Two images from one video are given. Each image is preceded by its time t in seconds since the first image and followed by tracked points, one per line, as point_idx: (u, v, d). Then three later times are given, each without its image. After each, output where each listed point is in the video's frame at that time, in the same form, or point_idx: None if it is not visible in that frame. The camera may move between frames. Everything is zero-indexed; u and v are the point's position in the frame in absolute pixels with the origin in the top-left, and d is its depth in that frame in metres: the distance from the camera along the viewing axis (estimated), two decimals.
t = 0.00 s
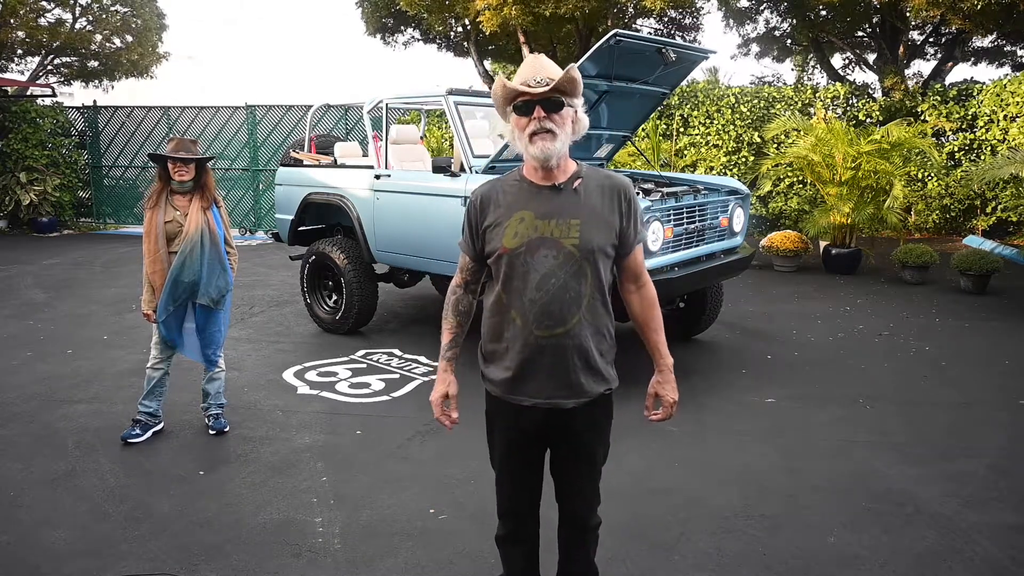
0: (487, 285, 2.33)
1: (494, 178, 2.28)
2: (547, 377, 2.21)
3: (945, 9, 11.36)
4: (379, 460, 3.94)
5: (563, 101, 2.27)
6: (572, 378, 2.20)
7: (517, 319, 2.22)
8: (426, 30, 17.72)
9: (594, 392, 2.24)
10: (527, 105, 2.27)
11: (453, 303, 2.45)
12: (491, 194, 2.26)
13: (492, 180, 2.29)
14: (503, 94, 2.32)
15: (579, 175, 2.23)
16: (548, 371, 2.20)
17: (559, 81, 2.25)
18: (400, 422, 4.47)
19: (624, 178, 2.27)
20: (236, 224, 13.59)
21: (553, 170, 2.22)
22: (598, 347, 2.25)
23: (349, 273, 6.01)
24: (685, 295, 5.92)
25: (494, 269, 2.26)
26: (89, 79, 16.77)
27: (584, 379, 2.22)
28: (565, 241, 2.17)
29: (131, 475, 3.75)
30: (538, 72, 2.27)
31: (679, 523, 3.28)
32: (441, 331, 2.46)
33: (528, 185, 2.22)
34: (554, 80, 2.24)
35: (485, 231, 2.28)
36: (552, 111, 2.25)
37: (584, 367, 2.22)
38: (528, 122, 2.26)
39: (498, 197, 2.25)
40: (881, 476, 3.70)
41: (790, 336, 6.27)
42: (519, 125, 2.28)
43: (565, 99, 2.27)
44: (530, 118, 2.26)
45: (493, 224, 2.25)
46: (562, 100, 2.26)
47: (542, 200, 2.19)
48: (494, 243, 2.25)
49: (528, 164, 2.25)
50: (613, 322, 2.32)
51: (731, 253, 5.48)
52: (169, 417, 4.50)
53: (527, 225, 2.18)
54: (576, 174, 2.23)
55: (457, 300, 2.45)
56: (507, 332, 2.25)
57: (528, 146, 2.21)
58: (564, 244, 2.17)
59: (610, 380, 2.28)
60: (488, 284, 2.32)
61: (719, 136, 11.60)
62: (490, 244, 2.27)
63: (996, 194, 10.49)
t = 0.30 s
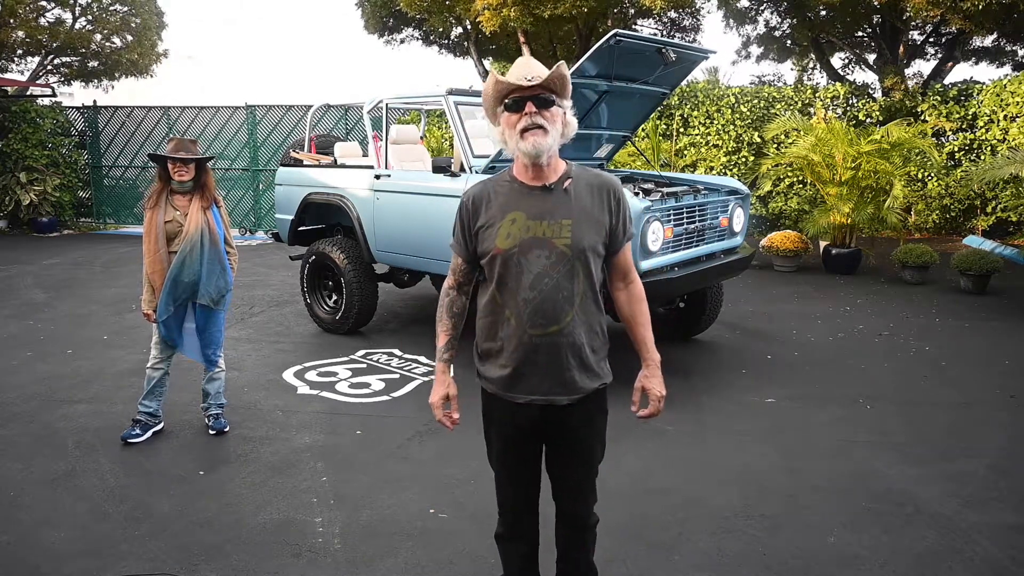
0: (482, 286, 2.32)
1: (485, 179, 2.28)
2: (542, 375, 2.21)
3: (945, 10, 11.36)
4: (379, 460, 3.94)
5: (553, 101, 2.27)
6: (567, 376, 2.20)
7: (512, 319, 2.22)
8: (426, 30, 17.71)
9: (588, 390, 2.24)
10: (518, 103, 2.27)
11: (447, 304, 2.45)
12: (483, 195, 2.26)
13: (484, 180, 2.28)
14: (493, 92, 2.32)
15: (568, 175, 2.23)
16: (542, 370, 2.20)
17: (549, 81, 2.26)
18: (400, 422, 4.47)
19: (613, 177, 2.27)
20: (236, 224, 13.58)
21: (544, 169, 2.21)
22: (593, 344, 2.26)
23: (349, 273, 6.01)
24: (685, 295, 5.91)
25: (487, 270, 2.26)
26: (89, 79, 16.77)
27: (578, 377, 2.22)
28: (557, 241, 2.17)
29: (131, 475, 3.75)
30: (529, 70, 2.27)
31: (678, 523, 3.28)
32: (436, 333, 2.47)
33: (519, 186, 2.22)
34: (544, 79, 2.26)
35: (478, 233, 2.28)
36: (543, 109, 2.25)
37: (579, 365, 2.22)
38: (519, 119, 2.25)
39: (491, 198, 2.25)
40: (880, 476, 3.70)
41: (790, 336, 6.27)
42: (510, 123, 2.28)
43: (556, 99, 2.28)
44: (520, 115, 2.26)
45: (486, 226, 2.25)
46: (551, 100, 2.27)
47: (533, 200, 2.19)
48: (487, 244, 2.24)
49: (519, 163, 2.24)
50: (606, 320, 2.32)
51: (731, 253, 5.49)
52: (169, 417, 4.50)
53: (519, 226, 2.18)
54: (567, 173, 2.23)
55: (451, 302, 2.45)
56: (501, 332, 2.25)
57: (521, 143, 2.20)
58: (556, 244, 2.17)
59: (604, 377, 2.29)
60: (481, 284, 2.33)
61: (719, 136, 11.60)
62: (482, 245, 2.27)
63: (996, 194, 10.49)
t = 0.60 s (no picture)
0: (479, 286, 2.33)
1: (478, 183, 2.29)
2: (540, 373, 2.22)
3: (945, 9, 11.35)
4: (379, 460, 3.94)
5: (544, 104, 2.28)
6: (564, 375, 2.21)
7: (509, 319, 2.22)
8: (426, 30, 17.72)
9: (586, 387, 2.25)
10: (508, 112, 2.27)
11: (445, 304, 2.45)
12: (480, 198, 2.26)
13: (476, 186, 2.29)
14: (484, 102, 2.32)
15: (562, 176, 2.22)
16: (539, 368, 2.21)
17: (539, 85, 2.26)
18: (399, 422, 4.47)
19: (607, 176, 2.27)
20: (236, 224, 13.58)
21: (536, 173, 2.21)
22: (590, 341, 2.26)
23: (349, 273, 6.01)
24: (686, 295, 5.91)
25: (485, 271, 2.26)
26: (89, 79, 16.77)
27: (575, 374, 2.23)
28: (552, 243, 2.17)
29: (131, 475, 3.75)
30: (517, 78, 2.28)
31: (678, 523, 3.28)
32: (434, 332, 2.47)
33: (513, 189, 2.22)
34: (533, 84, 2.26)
35: (475, 235, 2.28)
36: (533, 114, 2.25)
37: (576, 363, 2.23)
38: (510, 128, 2.26)
39: (485, 202, 2.25)
40: (880, 476, 3.70)
41: (790, 336, 6.27)
42: (502, 132, 2.28)
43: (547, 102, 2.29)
44: (511, 124, 2.26)
45: (482, 228, 2.25)
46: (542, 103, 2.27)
47: (527, 202, 2.19)
48: (484, 246, 2.25)
49: (512, 169, 2.25)
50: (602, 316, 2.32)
51: (731, 253, 5.48)
52: (169, 417, 4.50)
53: (515, 229, 2.18)
54: (562, 174, 2.23)
55: (449, 301, 2.46)
56: (498, 332, 2.25)
57: (512, 151, 2.20)
58: (552, 245, 2.17)
59: (601, 371, 2.30)
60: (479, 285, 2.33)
61: (719, 136, 11.60)
62: (480, 247, 2.27)
63: (995, 194, 10.49)
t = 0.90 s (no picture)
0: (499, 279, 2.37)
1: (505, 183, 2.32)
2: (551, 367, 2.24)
3: (945, 10, 11.35)
4: (379, 460, 3.94)
5: (568, 108, 2.28)
6: (573, 370, 2.24)
7: (522, 312, 2.26)
8: (426, 31, 17.71)
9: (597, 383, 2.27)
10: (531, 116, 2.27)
11: (472, 297, 2.47)
12: (504, 196, 2.28)
13: (501, 187, 2.31)
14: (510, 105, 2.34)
15: (583, 178, 2.23)
16: (550, 362, 2.24)
17: (560, 90, 2.26)
18: (399, 422, 4.47)
19: (628, 180, 2.26)
20: (236, 224, 13.58)
21: (559, 175, 2.23)
22: (603, 340, 2.27)
23: (349, 273, 6.01)
24: (685, 295, 5.91)
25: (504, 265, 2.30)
26: (89, 79, 16.77)
27: (585, 370, 2.25)
28: (567, 240, 2.19)
29: (131, 475, 3.75)
30: (540, 84, 2.28)
31: (678, 523, 3.28)
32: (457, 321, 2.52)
33: (535, 190, 2.24)
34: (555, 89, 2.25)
35: (496, 229, 2.31)
36: (555, 118, 2.24)
37: (587, 360, 2.25)
38: (533, 132, 2.27)
39: (508, 198, 2.28)
40: (881, 476, 3.70)
41: (790, 336, 6.27)
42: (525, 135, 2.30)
43: (571, 106, 2.28)
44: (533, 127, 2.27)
45: (503, 224, 2.28)
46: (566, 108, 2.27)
47: (548, 201, 2.21)
48: (503, 241, 2.28)
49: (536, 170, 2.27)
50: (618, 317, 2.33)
51: (731, 253, 5.48)
52: (169, 417, 4.50)
53: (532, 226, 2.20)
54: (586, 178, 2.24)
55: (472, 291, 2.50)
56: (513, 325, 2.28)
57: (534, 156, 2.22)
58: (566, 243, 2.19)
59: (614, 371, 2.30)
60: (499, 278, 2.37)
61: (719, 136, 11.60)
62: (500, 240, 2.30)
63: (995, 194, 10.50)
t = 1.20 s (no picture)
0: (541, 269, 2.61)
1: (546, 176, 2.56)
2: (574, 352, 2.43)
3: (945, 10, 11.36)
4: (380, 460, 3.94)
5: (584, 111, 2.39)
6: (591, 356, 2.42)
7: (551, 299, 2.48)
8: (427, 31, 17.72)
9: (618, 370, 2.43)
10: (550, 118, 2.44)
11: (518, 283, 2.70)
12: (541, 190, 2.53)
13: (542, 181, 2.57)
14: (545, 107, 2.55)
15: (609, 175, 2.40)
16: (573, 347, 2.43)
17: (571, 96, 2.37)
18: (399, 422, 4.47)
19: (654, 179, 2.37)
20: (236, 224, 13.58)
21: (583, 171, 2.43)
22: (625, 330, 2.43)
23: (349, 273, 6.01)
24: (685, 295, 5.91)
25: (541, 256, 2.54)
26: (90, 79, 16.77)
27: (606, 358, 2.42)
28: (589, 235, 2.38)
29: (131, 475, 3.75)
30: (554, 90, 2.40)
31: (678, 523, 3.28)
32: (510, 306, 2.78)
33: (565, 185, 2.46)
34: (565, 96, 2.38)
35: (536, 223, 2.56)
36: (566, 121, 2.38)
37: (608, 348, 2.42)
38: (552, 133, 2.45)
39: (546, 193, 2.51)
40: (880, 476, 3.70)
41: (790, 336, 6.27)
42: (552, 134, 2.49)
43: (588, 108, 2.39)
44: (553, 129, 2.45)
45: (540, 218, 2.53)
46: (583, 111, 2.39)
47: (570, 196, 2.43)
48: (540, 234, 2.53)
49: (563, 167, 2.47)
50: (643, 308, 2.47)
51: (731, 253, 5.47)
52: (169, 417, 4.50)
53: (560, 220, 2.43)
54: (606, 178, 2.40)
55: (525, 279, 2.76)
56: (543, 311, 2.51)
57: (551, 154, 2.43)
58: (587, 237, 2.39)
59: (636, 360, 2.46)
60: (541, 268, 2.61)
61: (719, 136, 11.60)
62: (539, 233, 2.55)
63: (995, 194, 10.49)
